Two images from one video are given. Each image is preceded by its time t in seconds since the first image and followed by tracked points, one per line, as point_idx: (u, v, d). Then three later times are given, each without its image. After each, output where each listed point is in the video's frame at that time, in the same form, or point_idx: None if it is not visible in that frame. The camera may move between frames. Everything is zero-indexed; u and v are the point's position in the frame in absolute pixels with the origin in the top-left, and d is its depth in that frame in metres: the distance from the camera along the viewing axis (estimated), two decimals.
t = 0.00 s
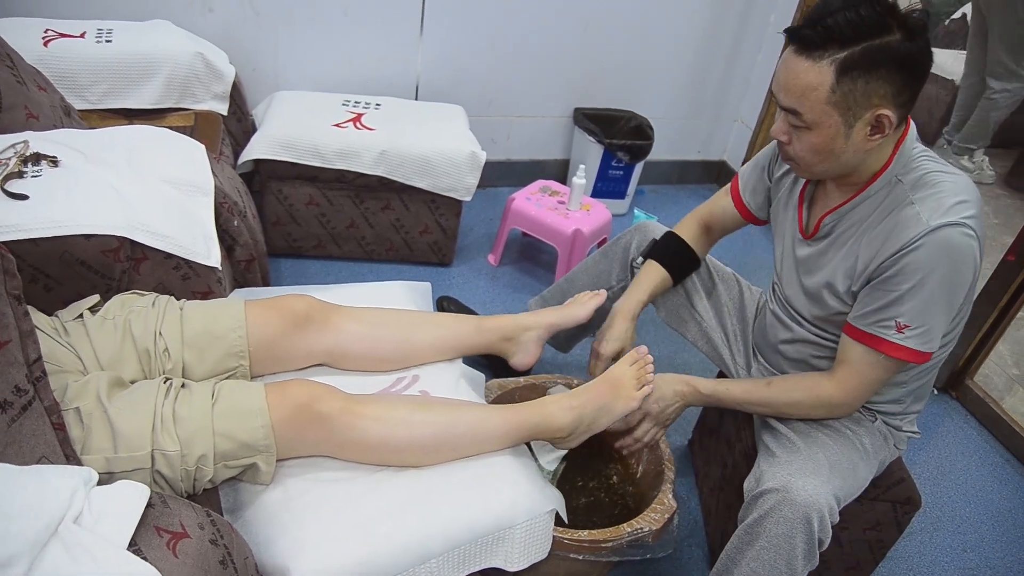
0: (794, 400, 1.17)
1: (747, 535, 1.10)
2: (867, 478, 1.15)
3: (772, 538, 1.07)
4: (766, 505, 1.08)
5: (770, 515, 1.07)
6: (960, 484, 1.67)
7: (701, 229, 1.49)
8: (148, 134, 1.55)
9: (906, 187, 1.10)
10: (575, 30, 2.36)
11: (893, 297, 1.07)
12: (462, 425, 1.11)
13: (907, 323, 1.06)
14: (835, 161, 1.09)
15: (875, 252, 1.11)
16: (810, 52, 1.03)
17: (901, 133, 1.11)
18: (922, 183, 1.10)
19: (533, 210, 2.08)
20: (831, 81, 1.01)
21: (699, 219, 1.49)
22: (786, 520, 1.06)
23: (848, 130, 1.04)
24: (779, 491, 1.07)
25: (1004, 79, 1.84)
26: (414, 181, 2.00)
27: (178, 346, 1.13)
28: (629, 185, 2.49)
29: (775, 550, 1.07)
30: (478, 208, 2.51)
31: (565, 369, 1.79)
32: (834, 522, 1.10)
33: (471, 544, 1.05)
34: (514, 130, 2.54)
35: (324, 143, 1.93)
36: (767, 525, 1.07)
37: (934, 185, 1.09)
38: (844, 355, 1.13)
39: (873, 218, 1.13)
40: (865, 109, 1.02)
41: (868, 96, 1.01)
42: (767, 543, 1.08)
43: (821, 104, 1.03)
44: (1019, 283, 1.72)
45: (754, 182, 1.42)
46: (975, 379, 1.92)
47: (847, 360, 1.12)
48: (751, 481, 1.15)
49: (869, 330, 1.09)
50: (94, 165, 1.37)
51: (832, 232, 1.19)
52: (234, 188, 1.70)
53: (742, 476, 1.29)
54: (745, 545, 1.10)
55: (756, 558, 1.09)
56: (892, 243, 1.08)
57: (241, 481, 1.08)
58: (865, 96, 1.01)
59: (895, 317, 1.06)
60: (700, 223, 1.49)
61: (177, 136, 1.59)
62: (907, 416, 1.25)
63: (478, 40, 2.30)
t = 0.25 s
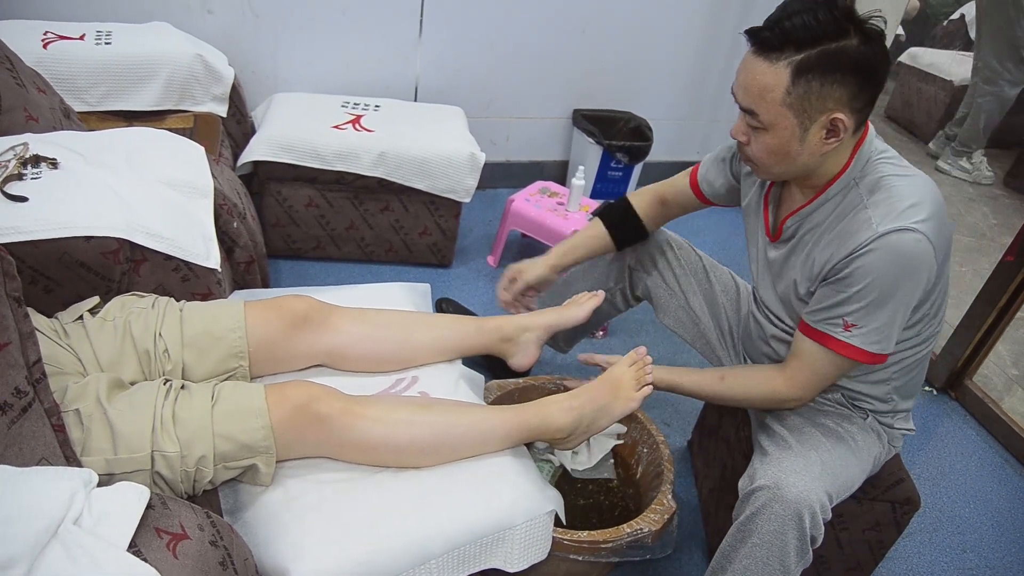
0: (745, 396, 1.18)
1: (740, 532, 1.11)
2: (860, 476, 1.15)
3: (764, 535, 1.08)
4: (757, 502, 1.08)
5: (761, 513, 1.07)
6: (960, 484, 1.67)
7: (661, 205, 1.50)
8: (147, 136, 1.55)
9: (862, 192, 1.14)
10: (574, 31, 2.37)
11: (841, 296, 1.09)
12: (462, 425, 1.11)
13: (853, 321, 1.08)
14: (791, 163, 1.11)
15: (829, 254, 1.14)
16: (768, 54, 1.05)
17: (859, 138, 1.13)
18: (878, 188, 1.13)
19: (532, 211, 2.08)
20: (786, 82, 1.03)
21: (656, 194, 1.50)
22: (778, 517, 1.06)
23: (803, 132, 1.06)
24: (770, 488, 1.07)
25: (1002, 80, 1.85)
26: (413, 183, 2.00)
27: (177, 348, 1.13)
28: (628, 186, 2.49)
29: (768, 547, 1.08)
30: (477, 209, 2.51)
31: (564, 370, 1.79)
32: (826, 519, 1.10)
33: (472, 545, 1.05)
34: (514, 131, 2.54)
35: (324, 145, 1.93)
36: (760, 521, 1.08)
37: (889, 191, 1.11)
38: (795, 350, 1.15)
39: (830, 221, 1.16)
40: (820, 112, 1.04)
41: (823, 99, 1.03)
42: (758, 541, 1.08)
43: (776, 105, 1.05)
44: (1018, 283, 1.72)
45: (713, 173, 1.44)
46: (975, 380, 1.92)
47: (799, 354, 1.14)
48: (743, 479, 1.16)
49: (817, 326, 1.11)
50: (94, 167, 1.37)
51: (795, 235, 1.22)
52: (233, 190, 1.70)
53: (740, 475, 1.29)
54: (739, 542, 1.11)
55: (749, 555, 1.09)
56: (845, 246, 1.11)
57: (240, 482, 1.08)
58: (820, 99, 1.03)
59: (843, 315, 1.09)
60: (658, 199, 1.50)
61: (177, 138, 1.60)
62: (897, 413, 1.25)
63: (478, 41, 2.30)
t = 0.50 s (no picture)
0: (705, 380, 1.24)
1: (734, 533, 1.11)
2: (854, 476, 1.14)
3: (756, 535, 1.08)
4: (749, 502, 1.08)
5: (753, 512, 1.07)
6: (962, 488, 1.67)
7: (615, 216, 1.52)
8: (151, 139, 1.56)
9: (832, 194, 1.15)
10: (577, 35, 2.38)
11: (799, 289, 1.12)
12: (465, 428, 1.11)
13: (809, 313, 1.12)
14: (759, 163, 1.13)
15: (794, 250, 1.17)
16: (738, 54, 1.07)
17: (829, 141, 1.15)
18: (847, 190, 1.14)
19: (535, 215, 2.08)
20: (754, 83, 1.05)
21: (608, 204, 1.53)
22: (770, 516, 1.06)
23: (770, 132, 1.08)
24: (762, 487, 1.08)
25: (1004, 84, 1.85)
26: (416, 186, 2.01)
27: (181, 349, 1.14)
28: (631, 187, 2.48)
29: (760, 546, 1.08)
30: (480, 212, 2.52)
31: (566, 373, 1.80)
32: (820, 518, 1.10)
33: (475, 548, 1.05)
34: (516, 134, 2.55)
35: (327, 148, 1.94)
36: (752, 521, 1.08)
37: (859, 194, 1.13)
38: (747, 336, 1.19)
39: (799, 220, 1.18)
40: (787, 113, 1.06)
41: (790, 100, 1.05)
42: (751, 540, 1.08)
43: (744, 105, 1.07)
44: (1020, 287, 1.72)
45: (678, 185, 1.46)
46: (977, 384, 1.92)
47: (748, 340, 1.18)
48: (738, 480, 1.16)
49: (774, 313, 1.15)
50: (98, 170, 1.38)
51: (769, 238, 1.23)
52: (237, 192, 1.71)
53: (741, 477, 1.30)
54: (733, 543, 1.11)
55: (743, 555, 1.10)
56: (809, 243, 1.14)
57: (244, 484, 1.08)
58: (787, 100, 1.05)
59: (800, 305, 1.12)
60: (609, 211, 1.52)
61: (181, 141, 1.60)
62: (889, 412, 1.25)
63: (481, 44, 2.31)
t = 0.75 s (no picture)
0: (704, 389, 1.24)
1: (741, 541, 1.11)
2: (860, 484, 1.14)
3: (763, 542, 1.08)
4: (757, 510, 1.08)
5: (761, 520, 1.08)
6: (968, 496, 1.66)
7: (613, 224, 1.53)
8: (161, 145, 1.57)
9: (823, 207, 1.15)
10: (583, 41, 2.39)
11: (788, 301, 1.13)
12: (472, 433, 1.12)
13: (799, 325, 1.13)
14: (753, 175, 1.13)
15: (785, 261, 1.17)
16: (734, 66, 1.07)
17: (822, 154, 1.15)
18: (839, 204, 1.14)
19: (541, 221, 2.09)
20: (750, 95, 1.06)
21: (604, 212, 1.53)
22: (778, 524, 1.07)
23: (765, 144, 1.09)
24: (769, 495, 1.08)
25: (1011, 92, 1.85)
26: (423, 192, 2.02)
27: (190, 355, 1.15)
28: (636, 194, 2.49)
29: (767, 554, 1.08)
30: (486, 218, 2.53)
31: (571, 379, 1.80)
32: (826, 526, 1.10)
33: (481, 553, 1.06)
34: (522, 141, 2.56)
35: (334, 153, 1.95)
36: (759, 529, 1.08)
37: (849, 208, 1.13)
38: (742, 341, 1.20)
39: (791, 232, 1.18)
40: (782, 126, 1.07)
41: (785, 113, 1.06)
42: (759, 548, 1.08)
43: (739, 117, 1.08)
44: None
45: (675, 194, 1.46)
46: (984, 392, 1.91)
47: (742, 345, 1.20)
48: (744, 487, 1.16)
49: (765, 325, 1.16)
50: (108, 175, 1.39)
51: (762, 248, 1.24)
52: (245, 198, 1.72)
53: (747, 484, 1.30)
54: (740, 550, 1.11)
55: (749, 563, 1.09)
56: (800, 256, 1.14)
57: (251, 488, 1.09)
58: (782, 113, 1.06)
59: (790, 318, 1.13)
60: (607, 219, 1.53)
61: (190, 146, 1.62)
62: (893, 420, 1.25)
63: (487, 51, 2.32)
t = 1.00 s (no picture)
0: (708, 385, 1.25)
1: (742, 542, 1.11)
2: (861, 484, 1.14)
3: (764, 543, 1.08)
4: (757, 511, 1.08)
5: (761, 521, 1.08)
6: (970, 497, 1.66)
7: (592, 224, 1.52)
8: (163, 146, 1.58)
9: (825, 203, 1.15)
10: (585, 42, 2.39)
11: (795, 300, 1.13)
12: (474, 433, 1.12)
13: (806, 323, 1.12)
14: (757, 173, 1.13)
15: (789, 259, 1.17)
16: (737, 64, 1.08)
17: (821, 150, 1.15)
18: (840, 199, 1.14)
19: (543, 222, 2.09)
20: (754, 93, 1.06)
21: (584, 212, 1.52)
22: (778, 525, 1.07)
23: (769, 142, 1.09)
24: (770, 496, 1.08)
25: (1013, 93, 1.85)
26: (425, 193, 2.02)
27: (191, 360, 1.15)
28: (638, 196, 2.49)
29: (768, 555, 1.08)
30: (488, 219, 2.53)
31: (573, 380, 1.80)
32: (827, 527, 1.10)
33: (483, 553, 1.06)
34: (524, 142, 2.56)
35: (337, 154, 1.96)
36: (760, 530, 1.08)
37: (850, 203, 1.13)
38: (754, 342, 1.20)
39: (793, 230, 1.18)
40: (786, 123, 1.07)
41: (789, 110, 1.06)
42: (759, 549, 1.08)
43: (744, 115, 1.08)
44: None
45: (667, 193, 1.46)
46: (986, 394, 1.91)
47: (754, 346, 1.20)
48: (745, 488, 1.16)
49: (772, 325, 1.16)
50: (111, 175, 1.40)
51: (763, 247, 1.24)
52: (248, 199, 1.73)
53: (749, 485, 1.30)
54: (741, 551, 1.11)
55: (750, 564, 1.09)
56: (804, 253, 1.14)
57: (254, 488, 1.09)
58: (786, 110, 1.06)
59: (797, 316, 1.12)
60: (586, 219, 1.52)
61: (192, 147, 1.62)
62: (893, 418, 1.25)
63: (490, 52, 2.33)
